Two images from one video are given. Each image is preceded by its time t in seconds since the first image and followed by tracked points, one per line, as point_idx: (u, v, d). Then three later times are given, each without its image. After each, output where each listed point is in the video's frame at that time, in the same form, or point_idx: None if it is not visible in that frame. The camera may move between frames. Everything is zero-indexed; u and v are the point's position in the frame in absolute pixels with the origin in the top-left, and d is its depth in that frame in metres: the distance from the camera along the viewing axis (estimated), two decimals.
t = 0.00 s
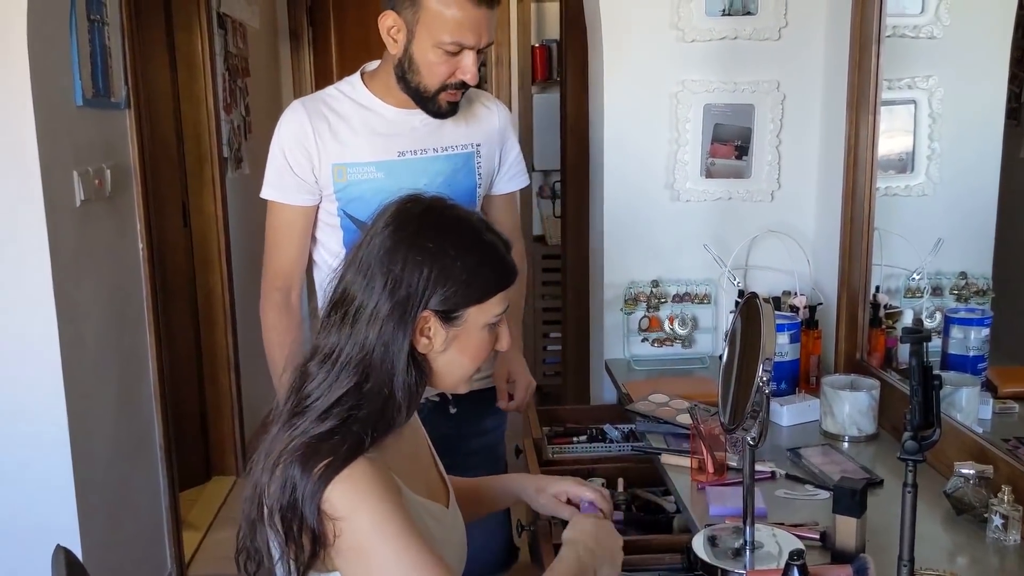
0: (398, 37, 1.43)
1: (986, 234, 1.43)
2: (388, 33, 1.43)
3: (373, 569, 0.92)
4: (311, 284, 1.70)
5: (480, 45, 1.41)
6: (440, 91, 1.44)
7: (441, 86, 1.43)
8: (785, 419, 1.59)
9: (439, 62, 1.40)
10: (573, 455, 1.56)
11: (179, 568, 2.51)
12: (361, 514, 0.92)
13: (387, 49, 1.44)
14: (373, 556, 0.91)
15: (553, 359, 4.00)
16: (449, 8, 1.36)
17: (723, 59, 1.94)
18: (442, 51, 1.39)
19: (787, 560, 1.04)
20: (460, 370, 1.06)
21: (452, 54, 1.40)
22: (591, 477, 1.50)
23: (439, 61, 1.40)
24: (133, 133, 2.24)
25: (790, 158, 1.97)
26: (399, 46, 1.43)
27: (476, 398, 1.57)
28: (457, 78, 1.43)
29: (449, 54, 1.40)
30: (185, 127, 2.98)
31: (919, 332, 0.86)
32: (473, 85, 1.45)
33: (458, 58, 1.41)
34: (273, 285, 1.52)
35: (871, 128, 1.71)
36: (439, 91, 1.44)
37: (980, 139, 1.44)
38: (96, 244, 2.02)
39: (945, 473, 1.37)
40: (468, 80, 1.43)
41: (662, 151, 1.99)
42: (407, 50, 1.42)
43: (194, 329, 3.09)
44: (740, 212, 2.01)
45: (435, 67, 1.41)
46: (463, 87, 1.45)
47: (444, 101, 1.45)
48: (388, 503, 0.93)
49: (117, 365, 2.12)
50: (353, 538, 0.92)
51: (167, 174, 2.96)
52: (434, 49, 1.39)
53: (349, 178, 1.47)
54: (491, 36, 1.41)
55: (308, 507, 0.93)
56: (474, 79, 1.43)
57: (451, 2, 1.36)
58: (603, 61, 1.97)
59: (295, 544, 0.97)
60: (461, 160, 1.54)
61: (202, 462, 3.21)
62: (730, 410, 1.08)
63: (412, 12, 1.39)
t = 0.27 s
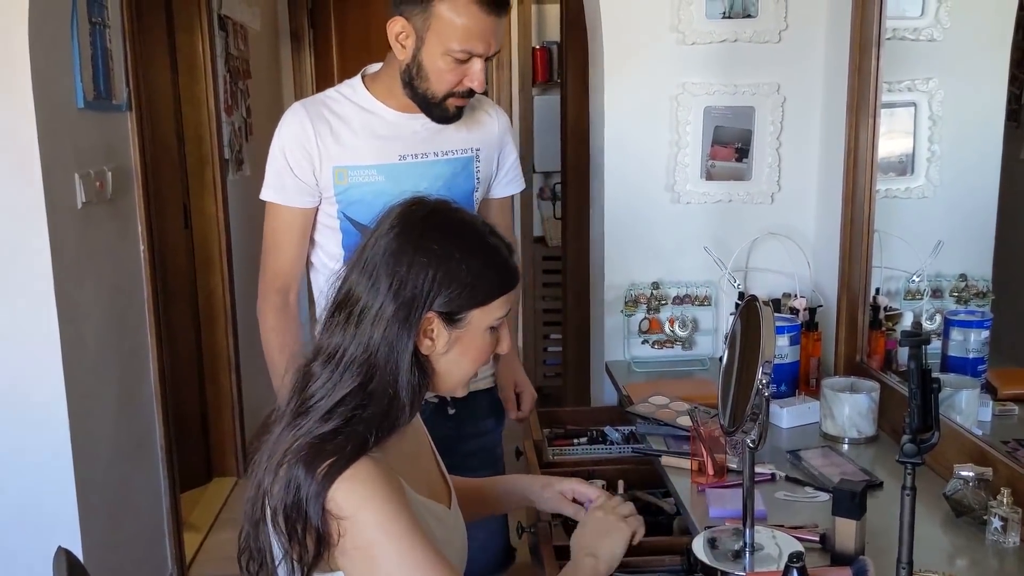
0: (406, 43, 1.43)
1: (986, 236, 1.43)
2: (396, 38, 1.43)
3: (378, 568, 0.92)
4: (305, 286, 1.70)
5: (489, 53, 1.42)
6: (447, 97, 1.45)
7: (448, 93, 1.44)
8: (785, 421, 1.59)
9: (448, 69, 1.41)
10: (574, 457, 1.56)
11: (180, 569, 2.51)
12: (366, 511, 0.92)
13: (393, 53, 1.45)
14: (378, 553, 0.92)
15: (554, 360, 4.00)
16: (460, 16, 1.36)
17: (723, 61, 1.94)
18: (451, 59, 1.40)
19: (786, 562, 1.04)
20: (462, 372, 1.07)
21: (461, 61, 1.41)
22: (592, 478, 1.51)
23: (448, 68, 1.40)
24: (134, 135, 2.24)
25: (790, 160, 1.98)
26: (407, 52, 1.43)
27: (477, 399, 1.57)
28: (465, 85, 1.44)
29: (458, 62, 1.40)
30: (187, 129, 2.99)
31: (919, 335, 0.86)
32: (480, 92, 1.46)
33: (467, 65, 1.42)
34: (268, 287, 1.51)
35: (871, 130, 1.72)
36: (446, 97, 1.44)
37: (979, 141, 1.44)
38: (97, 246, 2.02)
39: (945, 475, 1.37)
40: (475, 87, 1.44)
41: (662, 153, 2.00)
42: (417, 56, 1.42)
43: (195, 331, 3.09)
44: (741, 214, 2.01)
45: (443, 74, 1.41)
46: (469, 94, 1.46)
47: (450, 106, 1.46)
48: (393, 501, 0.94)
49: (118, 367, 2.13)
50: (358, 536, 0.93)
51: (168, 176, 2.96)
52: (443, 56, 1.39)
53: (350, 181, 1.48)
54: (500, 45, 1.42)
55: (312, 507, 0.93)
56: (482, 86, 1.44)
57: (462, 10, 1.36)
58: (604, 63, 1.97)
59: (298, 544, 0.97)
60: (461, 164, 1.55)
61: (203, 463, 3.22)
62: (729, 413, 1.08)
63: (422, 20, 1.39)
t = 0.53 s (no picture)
0: (410, 45, 1.42)
1: (984, 236, 1.44)
2: (400, 39, 1.43)
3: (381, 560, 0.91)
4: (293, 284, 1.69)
5: (492, 55, 1.42)
6: (450, 99, 1.45)
7: (452, 94, 1.45)
8: (784, 420, 1.60)
9: (452, 71, 1.41)
10: (573, 456, 1.57)
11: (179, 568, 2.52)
12: (370, 504, 0.92)
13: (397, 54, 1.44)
14: (383, 546, 0.91)
15: (554, 360, 4.01)
16: (466, 19, 1.37)
17: (722, 61, 1.94)
18: (456, 61, 1.40)
19: (784, 559, 1.04)
20: (465, 366, 1.07)
21: (466, 63, 1.41)
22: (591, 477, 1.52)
23: (453, 70, 1.41)
24: (134, 135, 2.24)
25: (789, 160, 1.98)
26: (411, 54, 1.43)
27: (476, 398, 1.57)
28: (468, 86, 1.45)
29: (462, 64, 1.41)
30: (187, 128, 2.99)
31: (916, 333, 0.86)
32: (483, 93, 1.47)
33: (470, 67, 1.42)
34: (260, 286, 1.50)
35: (869, 130, 1.72)
36: (449, 98, 1.45)
37: (978, 140, 1.44)
38: (97, 246, 2.02)
39: (943, 474, 1.37)
40: (479, 88, 1.45)
41: (661, 153, 2.00)
42: (421, 58, 1.42)
43: (195, 330, 3.10)
44: (740, 214, 2.01)
45: (447, 76, 1.42)
46: (472, 95, 1.47)
47: (452, 107, 1.47)
48: (399, 494, 0.93)
49: (118, 366, 2.13)
50: (362, 530, 0.92)
51: (167, 175, 2.97)
52: (448, 58, 1.40)
53: (351, 181, 1.48)
54: (504, 47, 1.43)
55: (318, 503, 0.93)
56: (485, 87, 1.45)
57: (468, 13, 1.36)
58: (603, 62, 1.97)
59: (304, 541, 0.97)
60: (459, 165, 1.55)
61: (203, 462, 3.22)
62: (728, 411, 1.08)
63: (428, 22, 1.39)
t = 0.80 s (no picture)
0: (399, 38, 1.43)
1: (984, 236, 1.44)
2: (389, 34, 1.44)
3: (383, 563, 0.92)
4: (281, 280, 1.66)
5: (480, 49, 1.42)
6: (439, 93, 1.45)
7: (440, 88, 1.44)
8: (784, 420, 1.60)
9: (439, 64, 1.41)
10: (573, 456, 1.57)
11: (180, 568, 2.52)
12: (373, 505, 0.92)
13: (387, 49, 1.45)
14: (385, 547, 0.92)
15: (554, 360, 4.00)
16: (452, 12, 1.36)
17: (722, 61, 1.95)
18: (442, 54, 1.40)
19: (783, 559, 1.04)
20: (468, 363, 1.08)
21: (452, 56, 1.41)
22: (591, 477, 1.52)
23: (439, 63, 1.41)
24: (134, 135, 2.24)
25: (789, 160, 1.98)
26: (400, 47, 1.44)
27: (476, 399, 1.57)
28: (457, 81, 1.44)
29: (449, 56, 1.41)
30: (187, 128, 2.99)
31: (915, 333, 0.86)
32: (472, 88, 1.46)
33: (458, 61, 1.42)
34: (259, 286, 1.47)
35: (869, 130, 1.72)
36: (438, 92, 1.45)
37: (978, 141, 1.44)
38: (97, 246, 2.02)
39: (943, 474, 1.38)
40: (467, 83, 1.45)
41: (661, 153, 2.00)
42: (409, 51, 1.42)
43: (196, 330, 3.10)
44: (740, 214, 2.02)
45: (435, 69, 1.42)
46: (462, 90, 1.47)
47: (443, 102, 1.47)
48: (400, 495, 0.94)
49: (118, 367, 2.13)
50: (364, 533, 0.93)
51: (167, 175, 2.97)
52: (435, 51, 1.40)
53: (350, 180, 1.48)
54: (492, 41, 1.42)
55: (323, 504, 0.93)
56: (474, 82, 1.44)
57: (453, 6, 1.36)
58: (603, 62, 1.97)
59: (308, 541, 0.97)
60: (458, 164, 1.56)
61: (203, 461, 3.22)
62: (728, 411, 1.09)
63: (414, 15, 1.40)
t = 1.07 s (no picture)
0: (379, 35, 1.46)
1: (984, 236, 1.44)
2: (372, 32, 1.47)
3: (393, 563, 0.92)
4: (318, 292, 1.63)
5: (456, 42, 1.41)
6: (419, 89, 1.45)
7: (420, 84, 1.44)
8: (784, 420, 1.60)
9: (416, 58, 1.41)
10: (574, 456, 1.58)
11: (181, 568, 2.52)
12: (383, 507, 0.92)
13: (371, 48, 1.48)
14: (394, 548, 0.91)
15: (554, 360, 4.01)
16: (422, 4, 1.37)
17: (722, 62, 1.95)
18: (417, 47, 1.40)
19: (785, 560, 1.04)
20: (473, 361, 1.08)
21: (428, 49, 1.41)
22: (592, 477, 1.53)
23: (415, 57, 1.41)
24: (135, 135, 2.24)
25: (790, 161, 1.98)
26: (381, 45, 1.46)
27: (477, 399, 1.57)
28: (435, 75, 1.44)
29: (425, 50, 1.41)
30: (188, 128, 2.99)
31: (916, 334, 0.86)
32: (452, 82, 1.45)
33: (435, 54, 1.42)
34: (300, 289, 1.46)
35: (870, 131, 1.72)
36: (418, 88, 1.45)
37: (979, 142, 1.44)
38: (98, 247, 2.02)
39: (944, 474, 1.38)
40: (445, 77, 1.44)
41: (662, 153, 2.00)
42: (387, 48, 1.44)
43: (196, 330, 3.10)
44: (740, 214, 2.02)
45: (413, 63, 1.42)
46: (443, 85, 1.46)
47: (424, 98, 1.47)
48: (409, 495, 0.93)
49: (120, 367, 2.13)
50: (374, 532, 0.92)
51: (168, 175, 2.97)
52: (410, 45, 1.40)
53: (351, 177, 1.47)
54: (467, 33, 1.41)
55: (333, 505, 0.93)
56: (451, 76, 1.43)
57: None
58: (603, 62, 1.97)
59: (318, 542, 0.97)
60: (456, 163, 1.56)
61: (204, 461, 3.22)
62: (728, 411, 1.09)
63: (390, 11, 1.42)
